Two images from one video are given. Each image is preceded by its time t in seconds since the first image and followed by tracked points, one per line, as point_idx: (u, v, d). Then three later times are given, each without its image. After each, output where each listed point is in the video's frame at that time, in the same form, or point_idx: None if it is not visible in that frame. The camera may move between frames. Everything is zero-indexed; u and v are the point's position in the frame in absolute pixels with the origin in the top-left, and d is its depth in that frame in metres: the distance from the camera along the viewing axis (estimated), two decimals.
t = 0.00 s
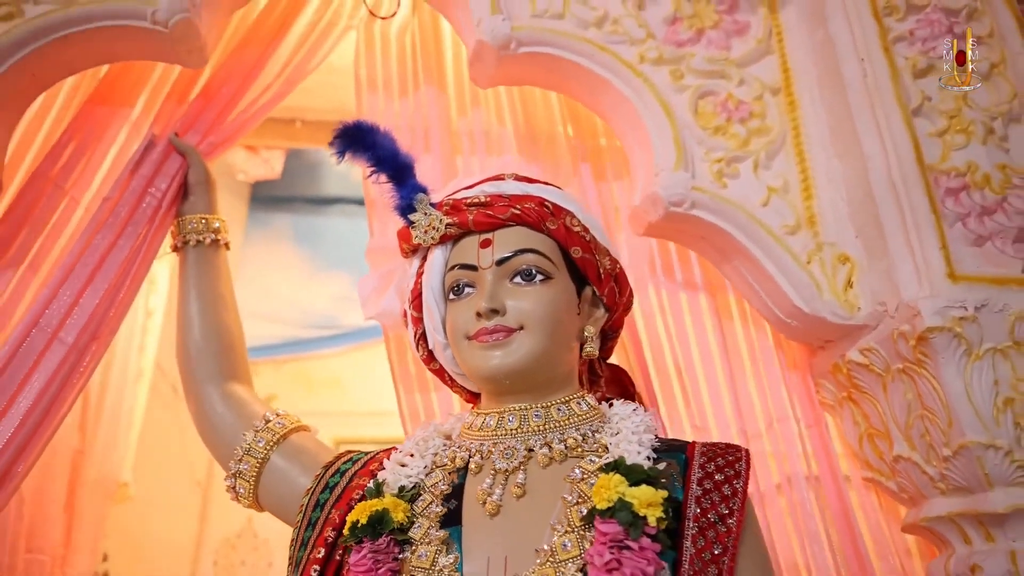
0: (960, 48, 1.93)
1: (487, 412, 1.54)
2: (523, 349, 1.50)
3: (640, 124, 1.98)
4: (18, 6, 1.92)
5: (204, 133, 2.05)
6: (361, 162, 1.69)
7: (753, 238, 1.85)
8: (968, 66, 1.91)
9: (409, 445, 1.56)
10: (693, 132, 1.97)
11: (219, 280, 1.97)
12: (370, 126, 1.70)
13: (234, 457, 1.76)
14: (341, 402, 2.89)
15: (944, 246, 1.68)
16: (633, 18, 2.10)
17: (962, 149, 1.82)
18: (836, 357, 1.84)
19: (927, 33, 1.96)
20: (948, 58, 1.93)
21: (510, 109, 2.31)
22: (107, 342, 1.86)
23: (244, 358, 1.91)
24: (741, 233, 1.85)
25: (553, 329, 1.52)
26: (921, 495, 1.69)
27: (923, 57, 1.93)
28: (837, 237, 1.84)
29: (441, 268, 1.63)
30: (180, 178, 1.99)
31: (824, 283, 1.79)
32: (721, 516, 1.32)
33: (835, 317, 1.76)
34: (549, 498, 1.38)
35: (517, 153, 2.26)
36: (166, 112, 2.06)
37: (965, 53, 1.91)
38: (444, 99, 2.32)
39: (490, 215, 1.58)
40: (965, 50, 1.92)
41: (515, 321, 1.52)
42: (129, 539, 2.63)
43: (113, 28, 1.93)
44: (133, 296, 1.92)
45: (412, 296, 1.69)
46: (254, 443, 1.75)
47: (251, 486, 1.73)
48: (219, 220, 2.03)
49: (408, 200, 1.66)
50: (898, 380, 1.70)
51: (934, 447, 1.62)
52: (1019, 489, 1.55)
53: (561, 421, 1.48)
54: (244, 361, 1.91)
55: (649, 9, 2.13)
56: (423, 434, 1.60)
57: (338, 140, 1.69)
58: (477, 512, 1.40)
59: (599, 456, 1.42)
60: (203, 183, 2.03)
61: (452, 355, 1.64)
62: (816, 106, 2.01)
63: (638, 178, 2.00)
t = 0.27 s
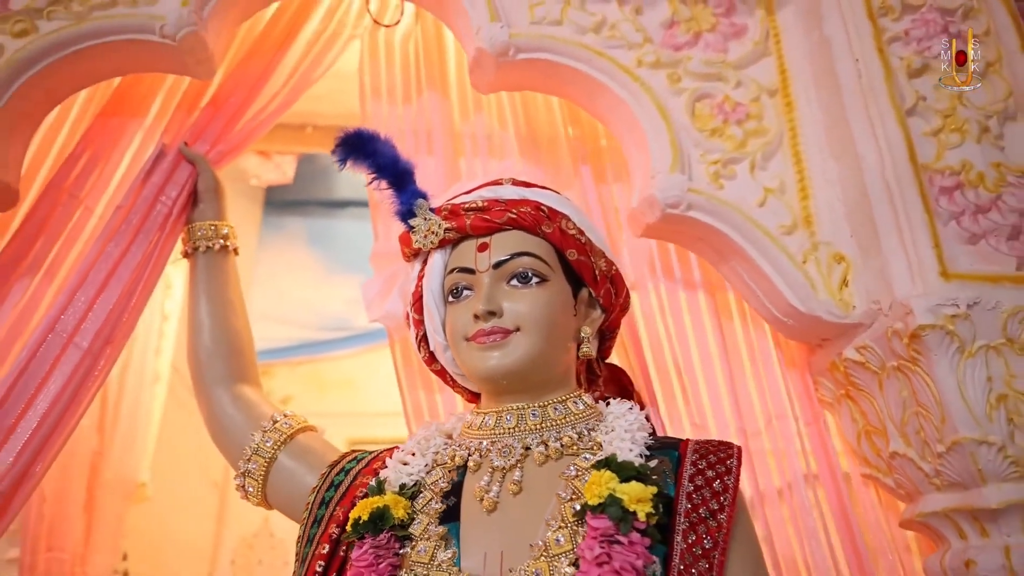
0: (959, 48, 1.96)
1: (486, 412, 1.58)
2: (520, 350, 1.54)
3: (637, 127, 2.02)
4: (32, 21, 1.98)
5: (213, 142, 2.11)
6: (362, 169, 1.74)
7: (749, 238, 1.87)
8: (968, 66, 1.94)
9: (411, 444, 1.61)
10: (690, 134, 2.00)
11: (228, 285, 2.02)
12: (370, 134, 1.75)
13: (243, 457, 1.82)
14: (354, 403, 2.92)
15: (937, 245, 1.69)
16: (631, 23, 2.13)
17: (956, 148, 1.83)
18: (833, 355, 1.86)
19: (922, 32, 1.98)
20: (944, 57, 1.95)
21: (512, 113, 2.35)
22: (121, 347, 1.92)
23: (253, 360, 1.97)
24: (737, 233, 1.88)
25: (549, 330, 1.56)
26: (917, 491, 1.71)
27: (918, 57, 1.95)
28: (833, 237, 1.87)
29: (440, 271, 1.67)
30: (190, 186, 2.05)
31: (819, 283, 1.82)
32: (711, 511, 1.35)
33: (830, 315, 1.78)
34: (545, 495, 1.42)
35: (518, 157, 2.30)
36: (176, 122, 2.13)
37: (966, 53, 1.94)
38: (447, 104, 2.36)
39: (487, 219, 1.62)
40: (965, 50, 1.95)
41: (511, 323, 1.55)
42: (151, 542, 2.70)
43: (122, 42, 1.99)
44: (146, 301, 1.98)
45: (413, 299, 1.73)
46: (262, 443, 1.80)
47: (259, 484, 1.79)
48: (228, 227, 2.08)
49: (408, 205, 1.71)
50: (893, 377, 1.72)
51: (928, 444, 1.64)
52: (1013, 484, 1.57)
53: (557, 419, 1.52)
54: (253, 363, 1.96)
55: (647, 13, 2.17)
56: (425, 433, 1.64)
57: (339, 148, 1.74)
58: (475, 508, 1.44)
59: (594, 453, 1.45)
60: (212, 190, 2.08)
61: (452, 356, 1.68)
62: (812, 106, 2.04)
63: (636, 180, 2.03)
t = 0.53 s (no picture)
0: (960, 48, 1.97)
1: (486, 410, 1.62)
2: (517, 349, 1.58)
3: (635, 128, 2.05)
4: (47, 36, 2.05)
5: (222, 149, 2.18)
6: (363, 175, 1.78)
7: (745, 238, 1.90)
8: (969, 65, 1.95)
9: (414, 441, 1.65)
10: (687, 135, 2.03)
11: (237, 288, 2.08)
12: (371, 141, 1.79)
13: (252, 456, 1.87)
14: (369, 403, 2.94)
15: (930, 243, 1.70)
16: (629, 26, 2.17)
17: (952, 145, 1.85)
18: (831, 352, 1.89)
19: (917, 31, 1.99)
20: (939, 55, 1.96)
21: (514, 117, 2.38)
22: (134, 350, 1.98)
23: (262, 362, 2.03)
24: (733, 232, 1.91)
25: (546, 329, 1.60)
26: (914, 486, 1.72)
27: (914, 55, 1.96)
28: (829, 235, 1.89)
29: (440, 273, 1.72)
30: (200, 193, 2.11)
31: (815, 280, 1.84)
32: (703, 505, 1.38)
33: (826, 313, 1.81)
34: (542, 491, 1.45)
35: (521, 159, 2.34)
36: (186, 130, 2.20)
37: (967, 52, 1.95)
38: (450, 109, 2.41)
39: (485, 222, 1.66)
40: (966, 49, 1.96)
41: (509, 323, 1.60)
42: (171, 543, 2.77)
43: (132, 54, 2.06)
44: (158, 305, 2.05)
45: (415, 301, 1.78)
46: (270, 442, 1.85)
47: (268, 482, 1.84)
48: (237, 232, 2.14)
49: (409, 209, 1.76)
50: (889, 373, 1.74)
51: (923, 439, 1.66)
52: (1007, 478, 1.58)
53: (554, 417, 1.56)
54: (262, 365, 2.02)
55: (645, 16, 2.21)
56: (427, 431, 1.68)
57: (342, 155, 1.78)
58: (474, 504, 1.48)
59: (590, 449, 1.49)
60: (221, 197, 2.14)
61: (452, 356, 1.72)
62: (809, 106, 2.07)
63: (635, 181, 2.06)
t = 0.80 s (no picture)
0: (960, 48, 1.99)
1: (487, 409, 1.68)
2: (515, 350, 1.63)
3: (633, 131, 2.10)
4: (66, 54, 2.18)
5: (235, 159, 2.26)
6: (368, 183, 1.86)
7: (741, 238, 1.94)
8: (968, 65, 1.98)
9: (418, 440, 1.71)
10: (683, 138, 2.07)
11: (251, 293, 2.15)
12: (375, 151, 1.87)
13: (265, 455, 1.94)
14: (388, 402, 3.00)
15: (922, 241, 1.73)
16: (627, 32, 2.22)
17: (946, 144, 1.87)
18: (828, 349, 1.92)
19: (912, 31, 2.01)
20: (934, 55, 1.99)
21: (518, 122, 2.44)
22: (153, 354, 2.07)
23: (276, 364, 2.10)
24: (729, 233, 1.95)
25: (544, 330, 1.65)
26: (911, 481, 1.75)
27: (908, 55, 1.99)
28: (825, 234, 1.92)
29: (442, 278, 1.78)
30: (214, 202, 2.19)
31: (810, 279, 1.88)
32: (694, 500, 1.43)
33: (821, 311, 1.84)
34: (539, 486, 1.51)
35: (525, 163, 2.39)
36: (200, 142, 2.28)
37: (967, 53, 1.97)
38: (456, 116, 2.47)
39: (484, 227, 1.72)
40: (965, 50, 1.99)
41: (507, 325, 1.65)
42: (196, 542, 2.85)
43: (147, 71, 2.17)
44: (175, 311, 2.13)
45: (419, 304, 1.84)
46: (283, 442, 1.92)
47: (281, 480, 1.91)
48: (250, 240, 2.21)
49: (412, 215, 1.83)
50: (884, 370, 1.77)
51: (917, 434, 1.68)
52: (1000, 472, 1.60)
53: (552, 415, 1.61)
54: (275, 367, 2.09)
55: (644, 22, 2.26)
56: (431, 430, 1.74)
57: (347, 164, 1.86)
58: (475, 499, 1.54)
59: (586, 446, 1.54)
60: (235, 205, 2.22)
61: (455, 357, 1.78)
62: (806, 107, 2.11)
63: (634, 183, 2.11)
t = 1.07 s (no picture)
0: (961, 48, 2.01)
1: (489, 409, 1.72)
2: (515, 350, 1.67)
3: (631, 133, 2.14)
4: (80, 66, 2.25)
5: (244, 165, 2.31)
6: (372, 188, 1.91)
7: (739, 238, 1.97)
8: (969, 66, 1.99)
9: (422, 439, 1.75)
10: (682, 141, 2.11)
11: (260, 297, 2.21)
12: (378, 156, 1.92)
13: (275, 454, 1.99)
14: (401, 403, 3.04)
15: (917, 240, 1.74)
16: (627, 36, 2.27)
17: (942, 144, 1.89)
18: (827, 348, 1.95)
19: (909, 32, 2.03)
20: (931, 55, 2.01)
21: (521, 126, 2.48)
22: (165, 357, 2.13)
23: (285, 366, 2.16)
24: (727, 233, 1.98)
25: (543, 331, 1.69)
26: (908, 477, 1.77)
27: (905, 56, 2.01)
28: (823, 235, 1.96)
29: (445, 281, 1.82)
30: (224, 208, 2.25)
31: (807, 279, 1.91)
32: (690, 496, 1.46)
33: (818, 310, 1.87)
34: (539, 484, 1.54)
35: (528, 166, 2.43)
36: (210, 149, 2.34)
37: (969, 53, 1.99)
38: (460, 121, 2.51)
39: (485, 231, 1.76)
40: (968, 51, 2.01)
41: (507, 326, 1.69)
42: (211, 541, 2.91)
43: (159, 80, 2.23)
44: (186, 317, 2.19)
45: (423, 307, 1.88)
46: (291, 442, 1.97)
47: (290, 478, 1.96)
48: (259, 244, 2.26)
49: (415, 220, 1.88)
50: (881, 368, 1.79)
51: (914, 431, 1.70)
52: (995, 468, 1.62)
53: (552, 414, 1.65)
54: (284, 368, 2.14)
55: (645, 26, 2.30)
56: (435, 429, 1.79)
57: (351, 169, 1.90)
58: (476, 497, 1.58)
59: (584, 444, 1.58)
60: (244, 211, 2.27)
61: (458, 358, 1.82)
62: (804, 108, 2.14)
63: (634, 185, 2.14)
